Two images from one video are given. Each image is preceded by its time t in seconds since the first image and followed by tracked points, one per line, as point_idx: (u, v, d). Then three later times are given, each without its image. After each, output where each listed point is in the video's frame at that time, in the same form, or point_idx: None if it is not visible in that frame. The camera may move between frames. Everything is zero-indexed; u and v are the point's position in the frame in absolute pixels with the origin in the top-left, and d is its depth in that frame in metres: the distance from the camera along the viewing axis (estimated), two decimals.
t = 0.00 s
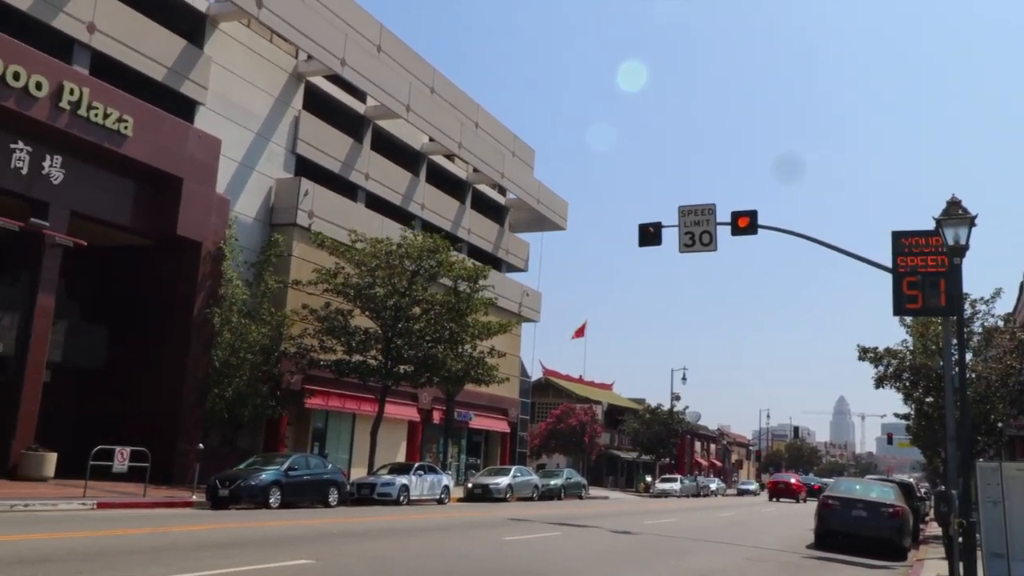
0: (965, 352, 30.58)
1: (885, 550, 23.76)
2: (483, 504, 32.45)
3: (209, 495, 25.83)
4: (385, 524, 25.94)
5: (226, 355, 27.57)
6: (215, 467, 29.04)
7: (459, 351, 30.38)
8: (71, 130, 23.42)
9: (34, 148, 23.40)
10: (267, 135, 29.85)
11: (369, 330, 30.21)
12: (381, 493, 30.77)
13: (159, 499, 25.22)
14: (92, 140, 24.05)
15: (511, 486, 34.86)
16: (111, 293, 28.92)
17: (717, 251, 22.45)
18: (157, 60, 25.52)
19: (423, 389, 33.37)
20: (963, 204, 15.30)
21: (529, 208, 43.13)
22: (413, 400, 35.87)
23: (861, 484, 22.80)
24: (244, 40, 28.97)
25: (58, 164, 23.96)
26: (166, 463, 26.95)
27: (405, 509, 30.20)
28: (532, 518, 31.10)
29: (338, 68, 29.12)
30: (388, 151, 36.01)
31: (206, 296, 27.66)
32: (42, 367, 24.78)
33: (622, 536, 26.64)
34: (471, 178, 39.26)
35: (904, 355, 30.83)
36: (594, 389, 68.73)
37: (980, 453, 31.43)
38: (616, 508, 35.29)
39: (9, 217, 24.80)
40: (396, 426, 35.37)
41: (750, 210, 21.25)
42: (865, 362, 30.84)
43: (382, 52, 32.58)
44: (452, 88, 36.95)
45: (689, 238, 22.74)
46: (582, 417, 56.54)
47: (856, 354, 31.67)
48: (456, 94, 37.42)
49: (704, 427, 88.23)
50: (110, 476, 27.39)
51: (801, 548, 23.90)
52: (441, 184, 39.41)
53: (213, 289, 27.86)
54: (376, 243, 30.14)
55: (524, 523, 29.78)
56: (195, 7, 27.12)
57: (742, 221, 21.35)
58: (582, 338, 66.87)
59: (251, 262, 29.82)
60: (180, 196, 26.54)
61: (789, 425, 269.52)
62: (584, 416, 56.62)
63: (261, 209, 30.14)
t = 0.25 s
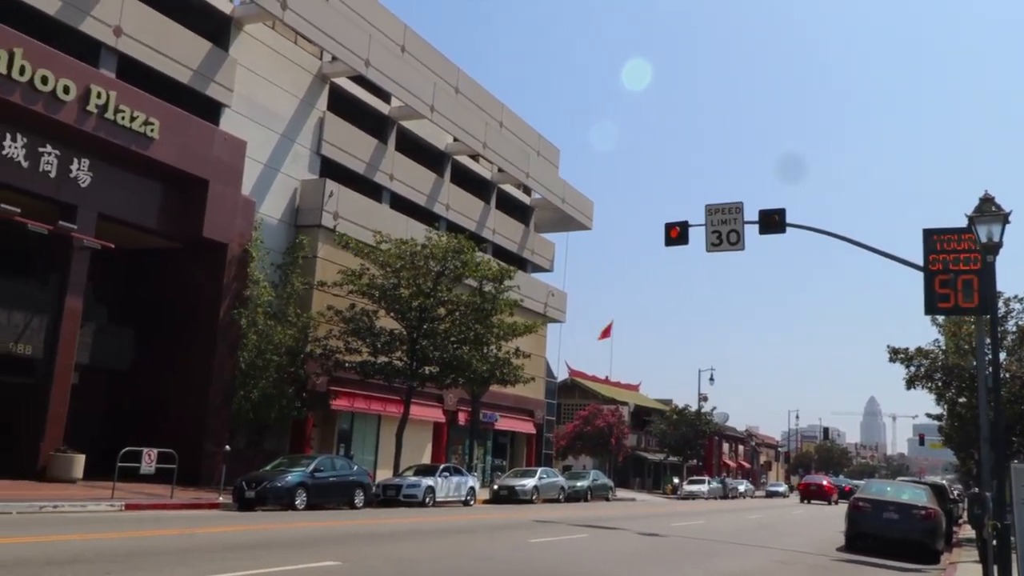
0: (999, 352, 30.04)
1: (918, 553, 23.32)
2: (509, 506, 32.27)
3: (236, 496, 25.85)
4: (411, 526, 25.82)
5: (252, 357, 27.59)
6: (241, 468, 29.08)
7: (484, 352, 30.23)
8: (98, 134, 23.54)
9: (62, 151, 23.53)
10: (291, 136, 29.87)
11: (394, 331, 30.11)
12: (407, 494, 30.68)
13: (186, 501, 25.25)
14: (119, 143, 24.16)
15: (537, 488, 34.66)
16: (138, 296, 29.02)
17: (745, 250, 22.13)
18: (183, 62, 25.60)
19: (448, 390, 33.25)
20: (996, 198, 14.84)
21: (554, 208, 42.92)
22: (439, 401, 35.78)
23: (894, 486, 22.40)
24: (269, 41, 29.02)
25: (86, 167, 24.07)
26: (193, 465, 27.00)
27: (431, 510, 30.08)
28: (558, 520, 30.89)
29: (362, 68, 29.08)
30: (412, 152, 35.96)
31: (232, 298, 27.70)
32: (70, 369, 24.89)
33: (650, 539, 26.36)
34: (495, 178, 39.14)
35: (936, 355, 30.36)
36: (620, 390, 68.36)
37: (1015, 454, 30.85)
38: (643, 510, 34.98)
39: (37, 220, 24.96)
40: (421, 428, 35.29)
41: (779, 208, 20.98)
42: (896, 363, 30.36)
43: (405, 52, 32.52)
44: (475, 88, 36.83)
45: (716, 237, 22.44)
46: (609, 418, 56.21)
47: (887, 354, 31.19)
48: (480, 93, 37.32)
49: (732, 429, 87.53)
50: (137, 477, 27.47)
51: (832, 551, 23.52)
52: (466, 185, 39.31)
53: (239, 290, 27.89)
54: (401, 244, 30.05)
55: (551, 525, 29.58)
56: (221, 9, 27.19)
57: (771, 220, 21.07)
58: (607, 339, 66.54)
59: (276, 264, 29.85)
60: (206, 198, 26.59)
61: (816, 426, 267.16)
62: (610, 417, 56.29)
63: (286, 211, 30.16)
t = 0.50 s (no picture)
0: None
1: (954, 557, 22.84)
2: (538, 508, 32.11)
3: (265, 498, 25.92)
4: (439, 528, 25.72)
5: (280, 359, 27.66)
6: (270, 470, 29.14)
7: (512, 353, 30.10)
8: (126, 137, 23.75)
9: (91, 155, 23.75)
10: (317, 138, 29.95)
11: (421, 332, 30.02)
12: (435, 496, 30.60)
13: (216, 502, 25.34)
14: (148, 147, 24.35)
15: (566, 490, 34.46)
16: (168, 299, 29.19)
17: (775, 249, 21.77)
18: (209, 65, 25.76)
19: (475, 391, 33.16)
20: None
21: (581, 208, 42.72)
22: (466, 402, 35.69)
23: (929, 488, 21.96)
24: (295, 44, 29.14)
25: (115, 170, 24.27)
26: (222, 466, 27.10)
27: (459, 512, 29.98)
28: (587, 522, 30.66)
29: (387, 69, 29.09)
30: (438, 153, 35.95)
31: (261, 301, 27.79)
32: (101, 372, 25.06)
33: (681, 541, 26.05)
34: (521, 178, 39.04)
35: (972, 355, 29.82)
36: (650, 392, 67.92)
37: None
38: (673, 513, 34.65)
39: (69, 224, 25.20)
40: (449, 429, 35.22)
41: (808, 205, 20.72)
42: (930, 363, 29.81)
43: (430, 53, 32.50)
44: (501, 88, 36.75)
45: (745, 236, 22.10)
46: (639, 420, 55.83)
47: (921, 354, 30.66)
48: (506, 93, 37.23)
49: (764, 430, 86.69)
50: (168, 479, 27.62)
51: (865, 554, 23.10)
52: (492, 185, 39.24)
53: (267, 293, 27.99)
54: (428, 245, 29.99)
55: (580, 527, 29.36)
56: (246, 12, 27.34)
57: (800, 218, 20.78)
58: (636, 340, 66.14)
59: (303, 265, 29.93)
60: (233, 200, 26.72)
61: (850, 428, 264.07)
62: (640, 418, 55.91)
63: (313, 212, 30.25)
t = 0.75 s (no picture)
0: None
1: (999, 561, 22.27)
2: (574, 510, 31.87)
3: (300, 500, 25.94)
4: (474, 529, 25.61)
5: (315, 361, 27.72)
6: (305, 471, 29.20)
7: (546, 354, 29.91)
8: (162, 141, 23.94)
9: (128, 159, 23.96)
10: (350, 140, 30.01)
11: (455, 333, 29.94)
12: (470, 498, 30.47)
13: (252, 504, 25.43)
14: (183, 150, 24.52)
15: (601, 492, 34.20)
16: (203, 301, 29.36)
17: (812, 247, 21.37)
18: (242, 68, 25.89)
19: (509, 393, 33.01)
20: None
21: (615, 207, 42.45)
22: (500, 404, 35.57)
23: (973, 491, 21.45)
24: (327, 46, 29.22)
25: (151, 174, 24.45)
26: (258, 468, 27.19)
27: (494, 514, 29.83)
28: (623, 524, 30.38)
29: (419, 70, 29.08)
30: (471, 153, 35.90)
31: (295, 304, 27.88)
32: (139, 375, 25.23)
33: (718, 544, 25.71)
34: (554, 178, 38.88)
35: (1017, 354, 29.14)
36: (685, 393, 67.36)
37: None
38: (711, 515, 34.24)
39: (106, 228, 25.44)
40: (483, 430, 35.11)
41: (847, 205, 20.31)
42: (974, 363, 29.20)
43: (462, 53, 32.45)
44: (533, 87, 36.60)
45: (782, 235, 21.68)
46: (674, 421, 55.36)
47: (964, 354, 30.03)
48: (538, 93, 37.07)
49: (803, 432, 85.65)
50: (204, 481, 27.75)
51: (908, 558, 22.62)
52: (525, 185, 39.11)
53: (302, 295, 28.07)
54: (461, 245, 29.91)
55: (616, 529, 29.09)
56: (279, 15, 27.46)
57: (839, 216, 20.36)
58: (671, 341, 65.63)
59: (337, 267, 29.99)
60: (267, 203, 26.83)
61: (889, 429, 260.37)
62: (676, 420, 55.44)
63: (346, 214, 30.31)
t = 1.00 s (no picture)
0: None
1: None
2: (607, 512, 31.63)
3: (333, 501, 25.94)
4: (506, 531, 25.46)
5: (347, 363, 27.75)
6: (338, 473, 29.25)
7: (578, 355, 29.72)
8: (194, 145, 24.10)
9: (160, 163, 24.14)
10: (380, 142, 30.03)
11: (486, 335, 29.84)
12: (503, 500, 30.35)
13: (285, 505, 25.50)
14: (215, 154, 24.67)
15: (634, 494, 33.93)
16: (236, 304, 29.51)
17: (848, 245, 20.99)
18: (273, 71, 26.00)
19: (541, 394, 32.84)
20: None
21: (646, 206, 42.14)
22: (532, 405, 35.41)
23: (1015, 492, 20.94)
24: (357, 48, 29.27)
25: (184, 178, 24.62)
26: (291, 470, 27.26)
27: (527, 516, 29.69)
28: (657, 526, 30.09)
29: (448, 70, 29.03)
30: (501, 153, 35.80)
31: (327, 306, 27.94)
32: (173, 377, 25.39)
33: (754, 546, 25.34)
34: (585, 177, 38.67)
35: None
36: (719, 393, 66.79)
37: None
38: (746, 517, 33.81)
39: (140, 232, 25.65)
40: (515, 432, 34.98)
41: (883, 201, 20.13)
42: (1016, 362, 28.53)
43: (491, 53, 32.36)
44: (563, 86, 36.42)
45: (816, 233, 21.36)
46: (708, 422, 54.89)
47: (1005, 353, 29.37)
48: (569, 92, 36.91)
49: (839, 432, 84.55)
50: (238, 483, 27.89)
51: (948, 561, 22.13)
52: (555, 185, 38.94)
53: (334, 298, 28.13)
54: (492, 246, 29.80)
55: (649, 531, 28.80)
56: (308, 17, 27.56)
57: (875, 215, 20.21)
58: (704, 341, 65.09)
59: (368, 269, 30.02)
60: (298, 205, 26.91)
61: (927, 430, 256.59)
62: (709, 420, 54.97)
63: (377, 216, 30.33)
